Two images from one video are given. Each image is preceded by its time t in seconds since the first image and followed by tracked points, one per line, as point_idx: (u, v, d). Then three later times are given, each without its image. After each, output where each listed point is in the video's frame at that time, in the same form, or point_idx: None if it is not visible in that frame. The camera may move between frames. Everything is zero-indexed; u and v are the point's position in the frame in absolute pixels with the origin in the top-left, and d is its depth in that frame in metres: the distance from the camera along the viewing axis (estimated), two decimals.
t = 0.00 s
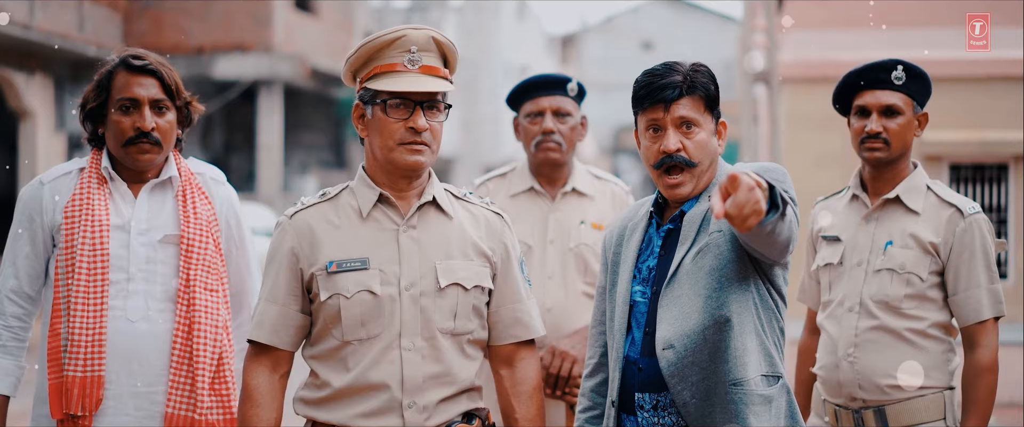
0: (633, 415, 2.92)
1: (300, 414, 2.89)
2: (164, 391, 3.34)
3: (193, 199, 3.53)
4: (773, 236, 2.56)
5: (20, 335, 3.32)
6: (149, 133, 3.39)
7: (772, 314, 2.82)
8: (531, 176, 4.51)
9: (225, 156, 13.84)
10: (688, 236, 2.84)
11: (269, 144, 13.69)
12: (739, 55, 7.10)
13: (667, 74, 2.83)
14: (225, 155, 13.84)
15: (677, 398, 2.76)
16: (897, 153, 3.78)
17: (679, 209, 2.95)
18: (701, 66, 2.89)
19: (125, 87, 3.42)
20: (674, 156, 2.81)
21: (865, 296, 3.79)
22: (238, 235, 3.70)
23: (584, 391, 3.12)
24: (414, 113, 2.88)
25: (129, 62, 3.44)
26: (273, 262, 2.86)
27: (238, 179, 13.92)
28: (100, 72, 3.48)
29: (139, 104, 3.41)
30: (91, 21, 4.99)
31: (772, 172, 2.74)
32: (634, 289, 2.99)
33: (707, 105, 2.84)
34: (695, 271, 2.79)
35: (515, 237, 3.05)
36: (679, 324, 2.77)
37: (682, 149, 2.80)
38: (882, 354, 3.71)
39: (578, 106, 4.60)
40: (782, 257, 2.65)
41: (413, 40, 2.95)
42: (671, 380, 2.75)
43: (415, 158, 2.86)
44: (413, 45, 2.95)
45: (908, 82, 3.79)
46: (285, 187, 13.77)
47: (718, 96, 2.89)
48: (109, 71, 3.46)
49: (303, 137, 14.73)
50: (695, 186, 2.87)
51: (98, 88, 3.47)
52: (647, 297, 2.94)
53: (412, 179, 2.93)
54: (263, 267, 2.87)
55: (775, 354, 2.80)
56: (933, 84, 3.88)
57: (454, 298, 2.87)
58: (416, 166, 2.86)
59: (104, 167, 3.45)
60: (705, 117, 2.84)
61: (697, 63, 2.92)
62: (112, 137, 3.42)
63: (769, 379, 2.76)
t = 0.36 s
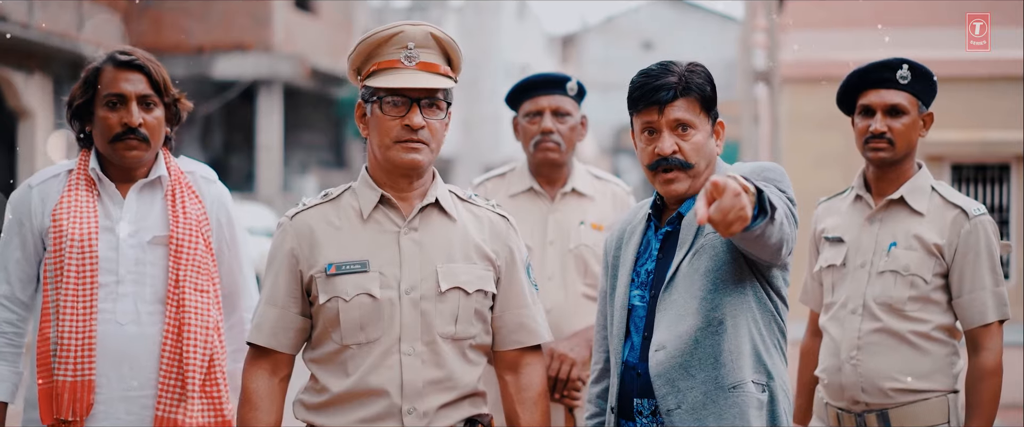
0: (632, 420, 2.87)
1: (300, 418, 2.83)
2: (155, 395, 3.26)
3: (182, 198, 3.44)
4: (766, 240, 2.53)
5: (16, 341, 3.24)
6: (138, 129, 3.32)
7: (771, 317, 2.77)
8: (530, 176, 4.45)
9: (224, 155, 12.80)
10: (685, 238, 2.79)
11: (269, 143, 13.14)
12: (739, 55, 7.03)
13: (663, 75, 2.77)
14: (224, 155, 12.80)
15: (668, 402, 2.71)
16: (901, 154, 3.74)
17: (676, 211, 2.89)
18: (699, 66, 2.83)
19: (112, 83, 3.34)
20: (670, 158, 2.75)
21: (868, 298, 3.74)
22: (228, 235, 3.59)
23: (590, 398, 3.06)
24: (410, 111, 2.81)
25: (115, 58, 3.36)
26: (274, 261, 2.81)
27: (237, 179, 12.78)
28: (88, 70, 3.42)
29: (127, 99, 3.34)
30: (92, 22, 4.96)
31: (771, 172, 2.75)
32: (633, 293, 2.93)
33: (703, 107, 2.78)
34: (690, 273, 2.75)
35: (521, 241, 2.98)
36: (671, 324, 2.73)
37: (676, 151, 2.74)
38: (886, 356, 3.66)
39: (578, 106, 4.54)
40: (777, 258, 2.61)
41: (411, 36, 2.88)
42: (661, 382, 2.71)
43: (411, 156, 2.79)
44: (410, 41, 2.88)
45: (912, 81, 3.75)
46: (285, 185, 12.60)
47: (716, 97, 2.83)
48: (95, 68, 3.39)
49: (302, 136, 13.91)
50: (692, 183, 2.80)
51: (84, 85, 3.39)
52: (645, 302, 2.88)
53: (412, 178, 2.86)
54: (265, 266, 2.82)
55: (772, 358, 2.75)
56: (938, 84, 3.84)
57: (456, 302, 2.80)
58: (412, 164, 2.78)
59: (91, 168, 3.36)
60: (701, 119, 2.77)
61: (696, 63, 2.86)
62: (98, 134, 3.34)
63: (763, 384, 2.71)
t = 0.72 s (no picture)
0: None
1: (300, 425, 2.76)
2: (153, 402, 3.19)
3: (178, 202, 3.35)
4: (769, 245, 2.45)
5: (11, 351, 3.21)
6: (135, 130, 3.23)
7: (776, 321, 2.70)
8: (533, 178, 4.39)
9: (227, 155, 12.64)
10: (689, 242, 2.72)
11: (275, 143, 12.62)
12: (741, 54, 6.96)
13: (663, 77, 2.69)
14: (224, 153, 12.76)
15: (673, 410, 2.64)
16: (909, 155, 3.69)
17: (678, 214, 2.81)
18: (699, 67, 2.75)
19: (114, 83, 3.28)
20: (671, 161, 2.67)
21: (875, 301, 3.68)
22: (224, 238, 3.48)
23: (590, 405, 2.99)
24: (413, 111, 2.74)
25: (120, 59, 3.31)
26: (275, 265, 2.75)
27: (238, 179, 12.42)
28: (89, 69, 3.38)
29: (128, 101, 3.27)
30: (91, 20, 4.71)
31: (774, 174, 2.67)
32: (636, 299, 2.86)
33: (704, 108, 2.70)
34: (693, 279, 2.68)
35: (526, 245, 2.91)
36: (673, 330, 2.66)
37: (676, 154, 2.66)
38: (893, 361, 3.60)
39: (581, 106, 4.48)
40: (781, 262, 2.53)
41: (413, 36, 2.81)
42: (665, 390, 2.64)
43: (414, 157, 2.71)
44: (412, 40, 2.82)
45: (921, 81, 3.69)
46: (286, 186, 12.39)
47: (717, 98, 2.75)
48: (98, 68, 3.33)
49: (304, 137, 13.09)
50: (693, 184, 2.72)
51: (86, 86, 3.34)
52: (647, 307, 2.81)
53: (415, 179, 2.80)
54: (266, 270, 2.76)
55: (777, 364, 2.67)
56: (946, 85, 3.78)
57: (460, 308, 2.73)
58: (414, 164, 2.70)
59: (85, 173, 3.27)
60: (702, 121, 2.69)
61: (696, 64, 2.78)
62: (94, 134, 3.26)
63: (769, 390, 2.64)
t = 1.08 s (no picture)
0: None
1: None
2: (150, 408, 3.14)
3: (175, 205, 3.31)
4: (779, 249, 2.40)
5: (9, 355, 3.12)
6: (134, 134, 3.19)
7: (782, 325, 2.64)
8: (535, 179, 4.35)
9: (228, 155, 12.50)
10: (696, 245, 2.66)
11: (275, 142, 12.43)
12: (743, 54, 6.91)
13: (671, 77, 2.62)
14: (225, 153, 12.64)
15: (677, 415, 2.58)
16: (919, 156, 3.63)
17: (683, 217, 2.76)
18: (705, 66, 2.69)
19: (111, 86, 3.22)
20: (677, 164, 2.62)
21: (884, 304, 3.62)
22: (222, 242, 3.43)
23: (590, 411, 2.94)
24: (414, 111, 2.68)
25: (116, 61, 3.24)
26: (274, 269, 2.69)
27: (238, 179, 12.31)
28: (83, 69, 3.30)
29: (127, 104, 3.21)
30: (92, 21, 4.60)
31: (781, 176, 2.62)
32: (639, 302, 2.80)
33: (711, 109, 2.64)
34: (699, 283, 2.62)
35: (529, 249, 2.86)
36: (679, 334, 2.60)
37: (683, 156, 2.61)
38: (902, 364, 3.55)
39: (584, 107, 4.43)
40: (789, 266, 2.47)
41: (414, 36, 2.76)
42: (670, 395, 2.58)
43: (415, 158, 2.66)
44: (413, 40, 2.76)
45: (930, 82, 3.64)
46: (286, 187, 12.48)
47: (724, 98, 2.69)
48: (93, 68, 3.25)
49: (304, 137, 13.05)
50: (699, 188, 2.67)
51: (80, 87, 3.26)
52: (651, 310, 2.75)
53: (417, 181, 2.75)
54: (265, 273, 2.71)
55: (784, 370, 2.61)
56: (956, 85, 3.73)
57: (461, 313, 2.68)
58: (416, 166, 2.65)
59: (82, 175, 3.20)
60: (709, 122, 2.64)
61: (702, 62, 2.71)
62: (92, 138, 3.21)
63: (776, 396, 2.58)
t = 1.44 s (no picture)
0: None
1: None
2: (144, 414, 3.09)
3: (171, 207, 3.27)
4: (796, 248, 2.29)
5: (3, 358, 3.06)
6: (128, 136, 3.15)
7: (787, 323, 2.59)
8: (537, 181, 4.29)
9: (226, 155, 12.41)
10: (704, 243, 2.57)
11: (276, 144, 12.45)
12: (743, 54, 6.84)
13: (649, 79, 2.58)
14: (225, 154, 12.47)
15: (687, 417, 2.50)
16: (927, 157, 3.58)
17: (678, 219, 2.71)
18: (694, 66, 2.61)
19: (105, 86, 3.18)
20: (654, 167, 2.57)
21: (891, 307, 3.56)
22: (218, 245, 3.39)
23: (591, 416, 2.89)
24: (412, 112, 2.64)
25: (110, 62, 3.19)
26: (270, 273, 2.64)
27: (238, 181, 12.18)
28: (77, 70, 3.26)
29: (121, 106, 3.17)
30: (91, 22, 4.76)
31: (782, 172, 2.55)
32: (635, 306, 2.74)
33: (692, 112, 2.57)
34: (709, 281, 2.52)
35: (529, 253, 2.81)
36: (690, 333, 2.51)
37: (657, 160, 2.56)
38: (909, 368, 3.49)
39: (586, 108, 4.38)
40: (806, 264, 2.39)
41: (412, 35, 2.72)
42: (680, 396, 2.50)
43: (413, 159, 2.61)
44: (411, 40, 2.72)
45: (939, 83, 3.57)
46: (286, 187, 12.20)
47: (713, 100, 2.60)
48: (85, 69, 3.20)
49: (305, 138, 12.97)
50: (681, 191, 2.62)
51: (73, 87, 3.21)
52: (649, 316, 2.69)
53: (413, 183, 2.70)
54: (265, 273, 2.65)
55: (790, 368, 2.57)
56: (964, 85, 3.67)
57: (460, 317, 2.63)
58: (412, 167, 2.60)
59: (76, 177, 3.16)
60: (689, 125, 2.57)
61: (693, 63, 2.63)
62: (86, 139, 3.17)
63: (783, 397, 2.53)
